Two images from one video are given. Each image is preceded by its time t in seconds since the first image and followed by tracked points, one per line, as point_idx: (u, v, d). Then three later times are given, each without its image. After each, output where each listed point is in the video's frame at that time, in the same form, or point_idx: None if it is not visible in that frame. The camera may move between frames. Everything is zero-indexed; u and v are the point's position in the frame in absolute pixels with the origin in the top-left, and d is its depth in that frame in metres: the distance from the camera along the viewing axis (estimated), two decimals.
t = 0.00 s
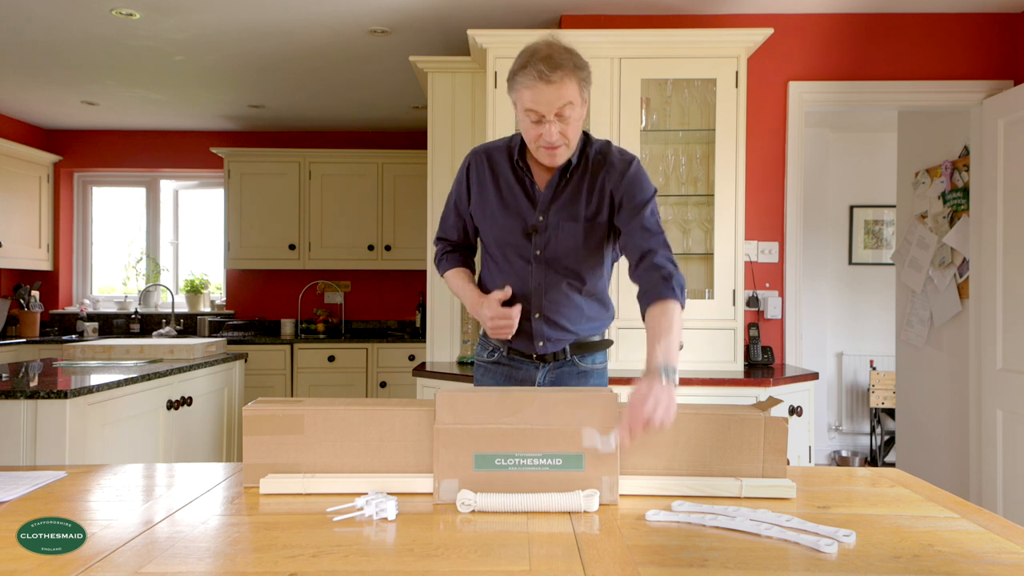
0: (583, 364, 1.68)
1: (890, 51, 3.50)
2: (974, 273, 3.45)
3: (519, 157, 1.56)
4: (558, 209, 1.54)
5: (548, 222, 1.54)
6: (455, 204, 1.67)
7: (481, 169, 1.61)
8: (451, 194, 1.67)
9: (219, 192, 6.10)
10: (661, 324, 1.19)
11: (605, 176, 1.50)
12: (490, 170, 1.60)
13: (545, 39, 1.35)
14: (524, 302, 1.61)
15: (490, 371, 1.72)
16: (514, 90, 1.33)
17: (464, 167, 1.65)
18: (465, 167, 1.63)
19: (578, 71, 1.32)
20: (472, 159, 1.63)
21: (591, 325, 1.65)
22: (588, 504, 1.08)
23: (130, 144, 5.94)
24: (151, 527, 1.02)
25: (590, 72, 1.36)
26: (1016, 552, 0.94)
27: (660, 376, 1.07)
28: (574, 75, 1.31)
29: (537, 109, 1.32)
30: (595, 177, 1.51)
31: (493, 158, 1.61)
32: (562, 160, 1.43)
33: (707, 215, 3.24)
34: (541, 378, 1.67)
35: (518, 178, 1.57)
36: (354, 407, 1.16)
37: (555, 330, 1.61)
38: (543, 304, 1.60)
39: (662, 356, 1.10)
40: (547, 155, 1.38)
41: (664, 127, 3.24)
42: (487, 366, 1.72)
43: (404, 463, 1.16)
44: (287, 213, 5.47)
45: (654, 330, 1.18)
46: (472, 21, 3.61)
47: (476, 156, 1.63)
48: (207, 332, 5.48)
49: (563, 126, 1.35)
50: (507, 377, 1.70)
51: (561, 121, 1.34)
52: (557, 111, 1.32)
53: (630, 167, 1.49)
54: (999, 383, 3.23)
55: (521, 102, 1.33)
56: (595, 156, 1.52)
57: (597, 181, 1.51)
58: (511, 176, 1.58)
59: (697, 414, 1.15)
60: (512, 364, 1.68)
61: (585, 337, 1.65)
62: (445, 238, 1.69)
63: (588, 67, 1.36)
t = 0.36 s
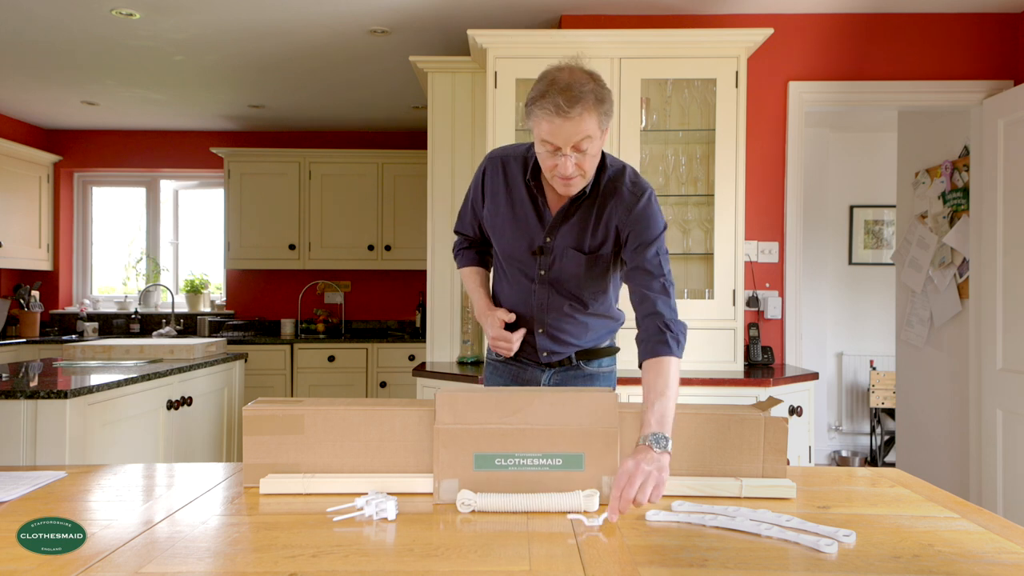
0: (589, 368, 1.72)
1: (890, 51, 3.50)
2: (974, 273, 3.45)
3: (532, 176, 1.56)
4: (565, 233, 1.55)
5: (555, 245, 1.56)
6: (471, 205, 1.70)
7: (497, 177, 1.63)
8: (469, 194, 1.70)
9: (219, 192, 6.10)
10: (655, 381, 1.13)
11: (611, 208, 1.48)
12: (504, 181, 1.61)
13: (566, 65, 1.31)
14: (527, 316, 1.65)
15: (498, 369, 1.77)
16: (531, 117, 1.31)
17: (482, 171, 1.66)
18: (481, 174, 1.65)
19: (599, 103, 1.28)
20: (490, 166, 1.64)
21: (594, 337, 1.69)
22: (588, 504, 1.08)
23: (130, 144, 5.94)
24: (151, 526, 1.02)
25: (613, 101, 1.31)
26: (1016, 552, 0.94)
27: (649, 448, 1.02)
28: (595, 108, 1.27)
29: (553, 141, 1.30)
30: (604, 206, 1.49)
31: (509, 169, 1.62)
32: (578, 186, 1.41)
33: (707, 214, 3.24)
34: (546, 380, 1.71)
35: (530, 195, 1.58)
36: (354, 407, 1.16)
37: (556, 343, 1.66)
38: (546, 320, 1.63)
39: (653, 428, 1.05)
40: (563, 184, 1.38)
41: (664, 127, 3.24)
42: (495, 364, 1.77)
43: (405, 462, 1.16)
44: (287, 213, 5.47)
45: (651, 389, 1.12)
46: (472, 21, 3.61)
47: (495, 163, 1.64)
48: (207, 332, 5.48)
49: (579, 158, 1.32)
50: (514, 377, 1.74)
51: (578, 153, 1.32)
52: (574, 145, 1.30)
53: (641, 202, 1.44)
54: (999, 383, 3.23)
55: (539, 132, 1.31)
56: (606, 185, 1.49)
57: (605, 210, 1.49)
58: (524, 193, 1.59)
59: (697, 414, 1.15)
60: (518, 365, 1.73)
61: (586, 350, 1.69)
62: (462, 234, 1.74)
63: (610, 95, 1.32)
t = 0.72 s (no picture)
0: (591, 369, 1.72)
1: (891, 51, 3.50)
2: (974, 272, 3.45)
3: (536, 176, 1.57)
4: (568, 233, 1.55)
5: (558, 245, 1.56)
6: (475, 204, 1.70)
7: (501, 177, 1.63)
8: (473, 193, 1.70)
9: (219, 192, 6.10)
10: (660, 382, 1.12)
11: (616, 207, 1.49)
12: (508, 181, 1.61)
13: (573, 68, 1.32)
14: (530, 315, 1.65)
15: (499, 369, 1.76)
16: (535, 120, 1.32)
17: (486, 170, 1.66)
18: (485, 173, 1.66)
19: (603, 110, 1.28)
20: (494, 165, 1.64)
21: (597, 338, 1.69)
22: (588, 504, 1.08)
23: (130, 144, 5.94)
24: (151, 527, 1.02)
25: (619, 108, 1.31)
26: (1016, 552, 0.94)
27: (657, 450, 1.03)
28: (598, 116, 1.28)
29: (555, 146, 1.31)
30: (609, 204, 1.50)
31: (513, 168, 1.62)
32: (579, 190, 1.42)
33: (707, 214, 3.24)
34: (548, 380, 1.71)
35: (534, 195, 1.58)
36: (354, 407, 1.16)
37: (558, 343, 1.66)
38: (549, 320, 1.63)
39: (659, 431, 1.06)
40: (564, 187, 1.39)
41: (664, 127, 3.24)
42: (497, 364, 1.77)
43: (405, 462, 1.16)
44: (287, 213, 5.47)
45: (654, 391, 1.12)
46: (472, 21, 3.61)
47: (500, 162, 1.64)
48: (207, 332, 5.48)
49: (580, 163, 1.33)
50: (516, 377, 1.74)
51: (579, 158, 1.33)
52: (576, 150, 1.31)
53: (646, 202, 1.44)
54: (999, 383, 3.23)
55: (541, 135, 1.32)
56: (611, 185, 1.49)
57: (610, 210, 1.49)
58: (528, 192, 1.59)
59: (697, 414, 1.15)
60: (520, 365, 1.73)
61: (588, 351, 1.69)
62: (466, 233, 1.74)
63: (616, 101, 1.31)
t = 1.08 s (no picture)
0: (590, 367, 1.72)
1: (891, 51, 3.50)
2: (974, 272, 3.45)
3: (530, 174, 1.57)
4: (568, 226, 1.56)
5: (558, 238, 1.57)
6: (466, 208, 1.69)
7: (494, 177, 1.63)
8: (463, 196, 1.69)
9: (220, 192, 6.10)
10: (681, 340, 1.24)
11: (615, 195, 1.52)
12: (500, 181, 1.61)
13: (556, 59, 1.33)
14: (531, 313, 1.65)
15: (498, 370, 1.76)
16: (517, 110, 1.32)
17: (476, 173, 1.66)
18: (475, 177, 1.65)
19: (585, 99, 1.30)
20: (484, 167, 1.64)
21: (597, 335, 1.69)
22: (588, 504, 1.08)
23: (130, 144, 5.94)
24: (151, 527, 1.02)
25: (602, 97, 1.32)
26: (1016, 552, 0.94)
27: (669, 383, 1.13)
28: (580, 105, 1.29)
29: (538, 135, 1.31)
30: (609, 192, 1.53)
31: (504, 169, 1.62)
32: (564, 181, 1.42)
33: (707, 215, 3.24)
34: (547, 379, 1.71)
35: (529, 192, 1.59)
36: (355, 407, 1.16)
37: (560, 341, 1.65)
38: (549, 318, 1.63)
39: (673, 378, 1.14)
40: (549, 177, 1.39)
41: (664, 127, 3.24)
42: (495, 364, 1.76)
43: (404, 462, 1.16)
44: (287, 213, 5.47)
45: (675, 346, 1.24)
46: (472, 21, 3.61)
47: (490, 163, 1.64)
48: (207, 332, 5.48)
49: (564, 153, 1.34)
50: (515, 377, 1.74)
51: (562, 148, 1.33)
52: (558, 140, 1.31)
53: (646, 188, 1.50)
54: (1000, 383, 3.23)
55: (524, 125, 1.32)
56: (609, 173, 1.53)
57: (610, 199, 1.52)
58: (523, 190, 1.59)
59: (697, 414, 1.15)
60: (518, 364, 1.72)
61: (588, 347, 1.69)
62: (456, 240, 1.72)
63: (598, 91, 1.32)
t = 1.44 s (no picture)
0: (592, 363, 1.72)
1: (890, 51, 3.50)
2: (974, 272, 3.45)
3: (518, 160, 1.59)
4: (564, 205, 1.59)
5: (556, 218, 1.59)
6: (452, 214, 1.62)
7: (482, 172, 1.62)
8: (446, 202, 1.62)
9: (219, 192, 6.09)
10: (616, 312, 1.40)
11: (603, 166, 1.58)
12: (490, 174, 1.61)
13: (532, 37, 1.39)
14: (538, 301, 1.66)
15: (501, 372, 1.78)
16: (496, 87, 1.37)
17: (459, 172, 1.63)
18: (460, 177, 1.62)
19: (560, 73, 1.35)
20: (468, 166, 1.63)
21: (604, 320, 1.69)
22: (588, 504, 1.08)
23: (130, 144, 5.94)
24: (151, 526, 1.02)
25: (576, 72, 1.38)
26: (1016, 552, 0.94)
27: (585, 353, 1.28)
28: (555, 77, 1.34)
29: (517, 109, 1.35)
30: (595, 164, 1.59)
31: (490, 163, 1.62)
32: (542, 158, 1.46)
33: (707, 214, 3.24)
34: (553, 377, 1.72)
35: (519, 178, 1.60)
36: (354, 407, 1.15)
37: (570, 328, 1.66)
38: (555, 304, 1.64)
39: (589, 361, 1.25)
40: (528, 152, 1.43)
41: (664, 127, 3.24)
42: (497, 367, 1.78)
43: (405, 462, 1.16)
44: (287, 213, 5.47)
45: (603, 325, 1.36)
46: (472, 21, 3.61)
47: (474, 160, 1.63)
48: (207, 332, 5.48)
49: (541, 126, 1.38)
50: (518, 377, 1.75)
51: (540, 121, 1.38)
52: (535, 112, 1.36)
53: (629, 156, 1.58)
54: (999, 383, 3.23)
55: (503, 100, 1.37)
56: (592, 147, 1.59)
57: (599, 172, 1.58)
58: (513, 177, 1.61)
59: (697, 413, 1.15)
60: (522, 364, 1.74)
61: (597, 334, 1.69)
62: (456, 255, 1.61)
63: (572, 67, 1.38)
